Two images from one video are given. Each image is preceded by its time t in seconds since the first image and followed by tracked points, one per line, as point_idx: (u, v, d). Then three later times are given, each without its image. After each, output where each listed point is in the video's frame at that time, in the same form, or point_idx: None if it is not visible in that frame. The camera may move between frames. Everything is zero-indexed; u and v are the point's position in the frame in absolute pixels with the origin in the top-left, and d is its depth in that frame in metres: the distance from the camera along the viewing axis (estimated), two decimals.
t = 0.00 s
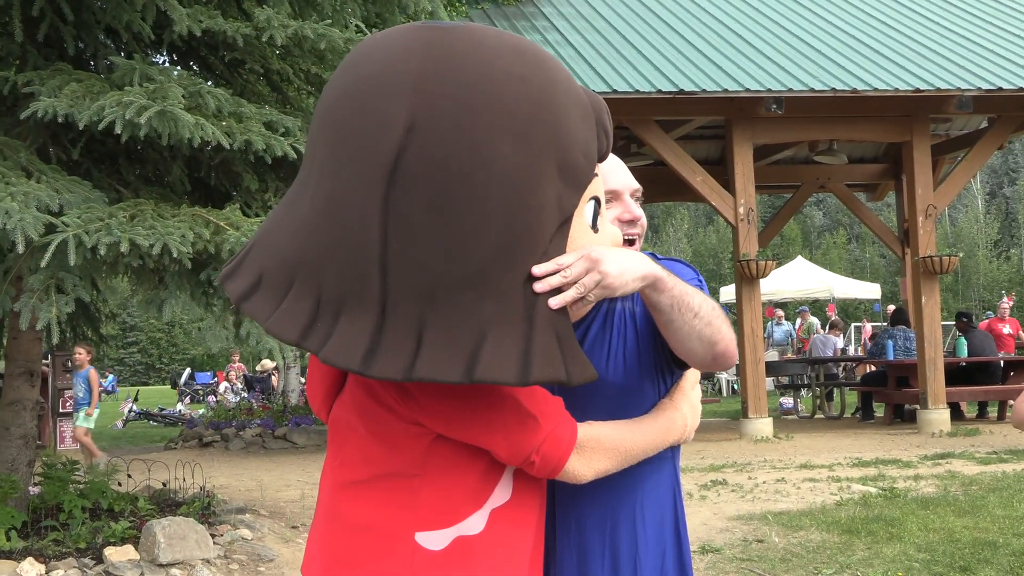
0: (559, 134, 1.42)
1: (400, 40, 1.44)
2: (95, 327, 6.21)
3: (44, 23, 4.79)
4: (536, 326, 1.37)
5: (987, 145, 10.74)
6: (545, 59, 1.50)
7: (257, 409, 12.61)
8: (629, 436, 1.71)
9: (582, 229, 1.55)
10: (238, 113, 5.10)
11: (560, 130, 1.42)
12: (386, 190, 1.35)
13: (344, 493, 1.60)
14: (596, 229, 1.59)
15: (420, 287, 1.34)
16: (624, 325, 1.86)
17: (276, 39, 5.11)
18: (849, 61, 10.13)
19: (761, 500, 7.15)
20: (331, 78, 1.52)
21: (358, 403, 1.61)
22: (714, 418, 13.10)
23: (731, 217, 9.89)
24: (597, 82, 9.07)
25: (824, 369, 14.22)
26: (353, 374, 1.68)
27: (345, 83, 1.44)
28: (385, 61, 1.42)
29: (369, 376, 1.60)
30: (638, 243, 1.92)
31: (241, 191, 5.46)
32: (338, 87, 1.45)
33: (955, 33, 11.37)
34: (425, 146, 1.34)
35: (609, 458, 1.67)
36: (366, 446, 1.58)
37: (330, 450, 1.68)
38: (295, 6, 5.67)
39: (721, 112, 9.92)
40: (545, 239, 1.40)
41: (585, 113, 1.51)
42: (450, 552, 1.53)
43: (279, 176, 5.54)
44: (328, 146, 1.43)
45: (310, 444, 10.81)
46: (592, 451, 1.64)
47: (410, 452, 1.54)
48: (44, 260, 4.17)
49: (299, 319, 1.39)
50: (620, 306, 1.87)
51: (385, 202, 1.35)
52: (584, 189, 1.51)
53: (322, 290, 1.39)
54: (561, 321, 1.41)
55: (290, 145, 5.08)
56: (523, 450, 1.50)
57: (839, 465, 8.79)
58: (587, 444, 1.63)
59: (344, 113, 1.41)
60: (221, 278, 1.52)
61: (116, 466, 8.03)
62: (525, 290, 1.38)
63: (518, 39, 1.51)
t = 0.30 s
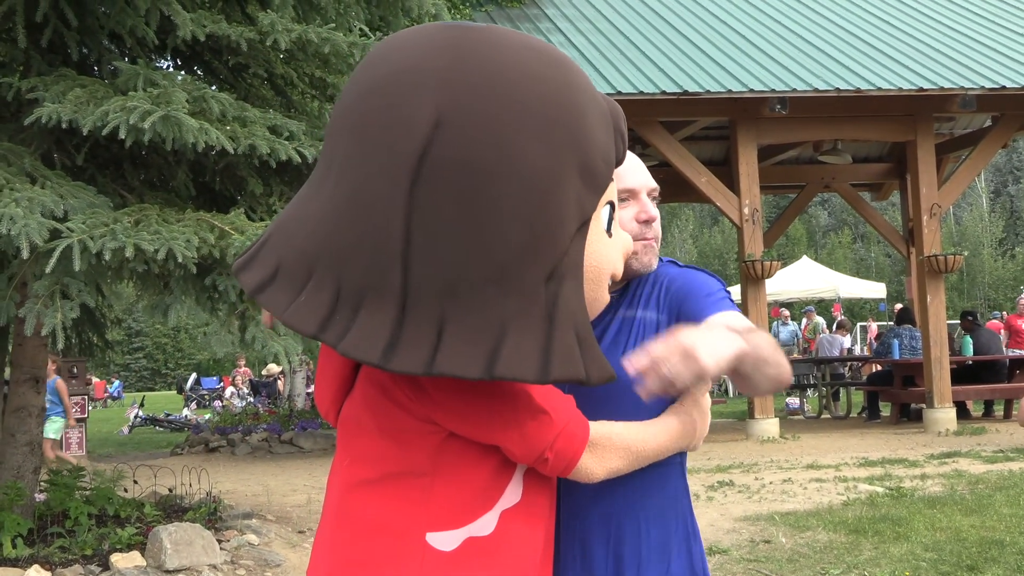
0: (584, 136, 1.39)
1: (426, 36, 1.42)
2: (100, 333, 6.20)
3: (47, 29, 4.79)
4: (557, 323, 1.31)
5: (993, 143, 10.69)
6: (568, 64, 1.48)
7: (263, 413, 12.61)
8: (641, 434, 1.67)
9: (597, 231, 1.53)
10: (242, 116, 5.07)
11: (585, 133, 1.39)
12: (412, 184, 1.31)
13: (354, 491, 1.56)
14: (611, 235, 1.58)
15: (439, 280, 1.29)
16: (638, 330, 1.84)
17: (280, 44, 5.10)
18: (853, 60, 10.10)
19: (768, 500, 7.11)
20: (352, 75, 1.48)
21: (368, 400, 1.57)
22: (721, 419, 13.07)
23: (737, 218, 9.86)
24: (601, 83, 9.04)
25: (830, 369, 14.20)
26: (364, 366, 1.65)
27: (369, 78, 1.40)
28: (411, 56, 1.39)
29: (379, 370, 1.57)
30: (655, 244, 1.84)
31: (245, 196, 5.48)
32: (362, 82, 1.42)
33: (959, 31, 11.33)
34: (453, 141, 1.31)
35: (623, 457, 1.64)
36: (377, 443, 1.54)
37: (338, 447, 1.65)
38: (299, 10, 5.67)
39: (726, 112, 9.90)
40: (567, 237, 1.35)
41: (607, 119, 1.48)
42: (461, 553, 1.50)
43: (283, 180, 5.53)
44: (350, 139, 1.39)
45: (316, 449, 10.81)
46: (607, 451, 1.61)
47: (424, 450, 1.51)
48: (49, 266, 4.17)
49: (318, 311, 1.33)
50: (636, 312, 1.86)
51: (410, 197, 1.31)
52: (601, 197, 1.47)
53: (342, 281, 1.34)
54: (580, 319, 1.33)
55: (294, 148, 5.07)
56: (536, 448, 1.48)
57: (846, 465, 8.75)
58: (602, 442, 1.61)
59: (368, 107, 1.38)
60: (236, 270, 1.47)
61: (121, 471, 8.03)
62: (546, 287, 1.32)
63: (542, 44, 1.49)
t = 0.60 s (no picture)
0: (596, 150, 1.39)
1: (440, 42, 1.41)
2: (99, 339, 6.21)
3: (48, 36, 4.82)
4: (561, 337, 1.33)
5: (991, 155, 10.75)
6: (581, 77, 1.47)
7: (262, 420, 12.60)
8: (634, 450, 1.67)
9: (603, 249, 1.54)
10: (242, 124, 5.10)
11: (597, 147, 1.39)
12: (423, 193, 1.31)
13: (352, 496, 1.57)
14: (617, 252, 1.60)
15: (445, 290, 1.30)
16: (654, 348, 1.86)
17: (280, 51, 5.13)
18: (852, 70, 10.15)
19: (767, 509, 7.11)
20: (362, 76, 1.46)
21: (369, 407, 1.58)
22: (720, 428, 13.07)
23: (736, 227, 9.90)
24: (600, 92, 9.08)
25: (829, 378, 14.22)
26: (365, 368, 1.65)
27: (381, 82, 1.39)
28: (424, 63, 1.38)
29: (379, 373, 1.58)
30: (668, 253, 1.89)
31: (245, 204, 5.48)
32: (377, 82, 1.40)
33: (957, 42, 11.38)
34: (467, 151, 1.32)
35: (617, 471, 1.63)
36: (375, 450, 1.55)
37: (338, 453, 1.66)
38: (299, 18, 5.70)
39: (724, 122, 9.93)
40: (574, 250, 1.35)
41: (618, 134, 1.48)
42: (459, 562, 1.51)
43: (283, 187, 5.55)
44: (361, 143, 1.38)
45: (315, 456, 10.79)
46: (606, 465, 1.62)
47: (421, 459, 1.52)
48: (49, 272, 4.18)
49: (322, 312, 1.33)
50: (656, 329, 1.87)
51: (421, 204, 1.31)
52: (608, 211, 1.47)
53: (348, 284, 1.34)
54: (583, 333, 1.36)
55: (295, 157, 5.10)
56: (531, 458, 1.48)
57: (845, 474, 8.75)
58: (597, 455, 1.60)
59: (381, 111, 1.37)
60: (236, 264, 1.45)
61: (119, 477, 8.02)
62: (552, 301, 1.34)
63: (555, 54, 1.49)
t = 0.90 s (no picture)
0: (580, 147, 1.35)
1: (433, 38, 1.39)
2: (103, 338, 6.21)
3: (52, 35, 4.81)
4: (536, 332, 1.29)
5: (995, 152, 10.71)
6: (577, 74, 1.44)
7: (265, 418, 12.61)
8: (585, 505, 1.42)
9: (592, 245, 1.44)
10: (245, 123, 5.09)
11: (583, 144, 1.36)
12: (400, 184, 1.30)
13: (345, 494, 1.53)
14: (609, 246, 1.49)
15: (419, 283, 1.27)
16: (674, 344, 1.91)
17: (284, 50, 5.12)
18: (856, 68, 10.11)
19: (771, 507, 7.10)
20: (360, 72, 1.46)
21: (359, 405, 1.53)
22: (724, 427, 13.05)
23: (739, 226, 9.89)
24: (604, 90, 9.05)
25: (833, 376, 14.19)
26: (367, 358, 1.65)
27: (372, 79, 1.39)
28: (413, 57, 1.37)
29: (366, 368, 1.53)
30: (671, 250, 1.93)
31: (249, 203, 5.49)
32: (368, 78, 1.40)
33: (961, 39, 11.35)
34: (446, 143, 1.30)
35: (564, 529, 1.40)
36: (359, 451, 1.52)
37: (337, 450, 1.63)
38: (302, 17, 5.69)
39: (728, 120, 9.92)
40: (554, 247, 1.32)
41: (612, 131, 1.44)
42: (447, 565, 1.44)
43: (286, 186, 5.54)
44: (348, 139, 1.37)
45: (318, 454, 10.81)
46: (554, 516, 1.39)
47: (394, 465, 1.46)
48: (53, 271, 4.18)
49: (302, 303, 1.32)
50: (670, 324, 1.93)
51: (398, 196, 1.30)
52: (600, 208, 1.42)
53: (328, 276, 1.33)
54: (561, 329, 1.31)
55: (298, 155, 5.08)
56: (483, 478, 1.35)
57: (849, 472, 8.74)
58: (544, 508, 1.38)
59: (370, 105, 1.36)
60: (233, 256, 1.47)
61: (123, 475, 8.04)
62: (528, 296, 1.30)
63: (553, 52, 1.46)
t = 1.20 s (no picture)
0: (552, 148, 1.36)
1: (425, 29, 1.42)
2: (106, 334, 6.22)
3: (56, 32, 4.81)
4: (490, 327, 1.31)
5: (999, 152, 10.68)
6: (567, 77, 1.44)
7: (269, 416, 12.62)
8: (506, 527, 1.41)
9: (565, 245, 1.47)
10: (249, 120, 5.10)
11: (554, 146, 1.37)
12: (369, 169, 1.34)
13: (336, 496, 1.54)
14: (587, 249, 1.50)
15: (381, 272, 1.31)
16: (683, 333, 1.98)
17: (288, 47, 5.12)
18: (860, 67, 10.09)
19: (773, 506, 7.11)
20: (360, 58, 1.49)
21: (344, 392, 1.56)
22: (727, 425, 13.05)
23: (742, 224, 9.88)
24: (607, 88, 9.05)
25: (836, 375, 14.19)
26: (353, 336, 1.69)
27: (365, 64, 1.42)
28: (401, 47, 1.40)
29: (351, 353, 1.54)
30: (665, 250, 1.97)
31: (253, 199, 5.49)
32: (362, 64, 1.43)
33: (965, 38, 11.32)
34: (416, 133, 1.33)
35: (475, 546, 1.38)
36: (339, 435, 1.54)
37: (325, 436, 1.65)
38: (306, 14, 5.69)
39: (732, 119, 9.90)
40: (517, 244, 1.34)
41: (595, 134, 1.44)
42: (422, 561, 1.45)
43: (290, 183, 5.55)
44: (335, 121, 1.41)
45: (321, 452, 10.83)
46: (471, 532, 1.38)
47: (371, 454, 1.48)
48: (57, 267, 4.20)
49: (270, 278, 1.37)
50: (677, 314, 1.99)
51: (367, 181, 1.34)
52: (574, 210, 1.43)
53: (297, 255, 1.37)
54: (516, 324, 1.33)
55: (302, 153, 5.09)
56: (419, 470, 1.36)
57: (852, 471, 8.74)
58: (463, 521, 1.37)
59: (355, 91, 1.40)
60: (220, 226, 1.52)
61: (127, 472, 8.06)
62: (485, 290, 1.32)
63: (547, 53, 1.46)
